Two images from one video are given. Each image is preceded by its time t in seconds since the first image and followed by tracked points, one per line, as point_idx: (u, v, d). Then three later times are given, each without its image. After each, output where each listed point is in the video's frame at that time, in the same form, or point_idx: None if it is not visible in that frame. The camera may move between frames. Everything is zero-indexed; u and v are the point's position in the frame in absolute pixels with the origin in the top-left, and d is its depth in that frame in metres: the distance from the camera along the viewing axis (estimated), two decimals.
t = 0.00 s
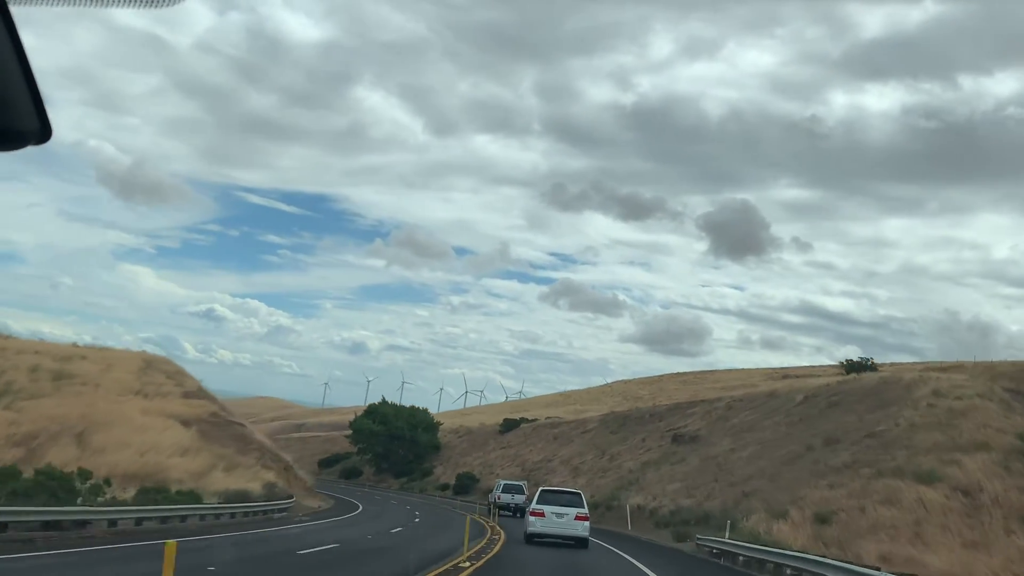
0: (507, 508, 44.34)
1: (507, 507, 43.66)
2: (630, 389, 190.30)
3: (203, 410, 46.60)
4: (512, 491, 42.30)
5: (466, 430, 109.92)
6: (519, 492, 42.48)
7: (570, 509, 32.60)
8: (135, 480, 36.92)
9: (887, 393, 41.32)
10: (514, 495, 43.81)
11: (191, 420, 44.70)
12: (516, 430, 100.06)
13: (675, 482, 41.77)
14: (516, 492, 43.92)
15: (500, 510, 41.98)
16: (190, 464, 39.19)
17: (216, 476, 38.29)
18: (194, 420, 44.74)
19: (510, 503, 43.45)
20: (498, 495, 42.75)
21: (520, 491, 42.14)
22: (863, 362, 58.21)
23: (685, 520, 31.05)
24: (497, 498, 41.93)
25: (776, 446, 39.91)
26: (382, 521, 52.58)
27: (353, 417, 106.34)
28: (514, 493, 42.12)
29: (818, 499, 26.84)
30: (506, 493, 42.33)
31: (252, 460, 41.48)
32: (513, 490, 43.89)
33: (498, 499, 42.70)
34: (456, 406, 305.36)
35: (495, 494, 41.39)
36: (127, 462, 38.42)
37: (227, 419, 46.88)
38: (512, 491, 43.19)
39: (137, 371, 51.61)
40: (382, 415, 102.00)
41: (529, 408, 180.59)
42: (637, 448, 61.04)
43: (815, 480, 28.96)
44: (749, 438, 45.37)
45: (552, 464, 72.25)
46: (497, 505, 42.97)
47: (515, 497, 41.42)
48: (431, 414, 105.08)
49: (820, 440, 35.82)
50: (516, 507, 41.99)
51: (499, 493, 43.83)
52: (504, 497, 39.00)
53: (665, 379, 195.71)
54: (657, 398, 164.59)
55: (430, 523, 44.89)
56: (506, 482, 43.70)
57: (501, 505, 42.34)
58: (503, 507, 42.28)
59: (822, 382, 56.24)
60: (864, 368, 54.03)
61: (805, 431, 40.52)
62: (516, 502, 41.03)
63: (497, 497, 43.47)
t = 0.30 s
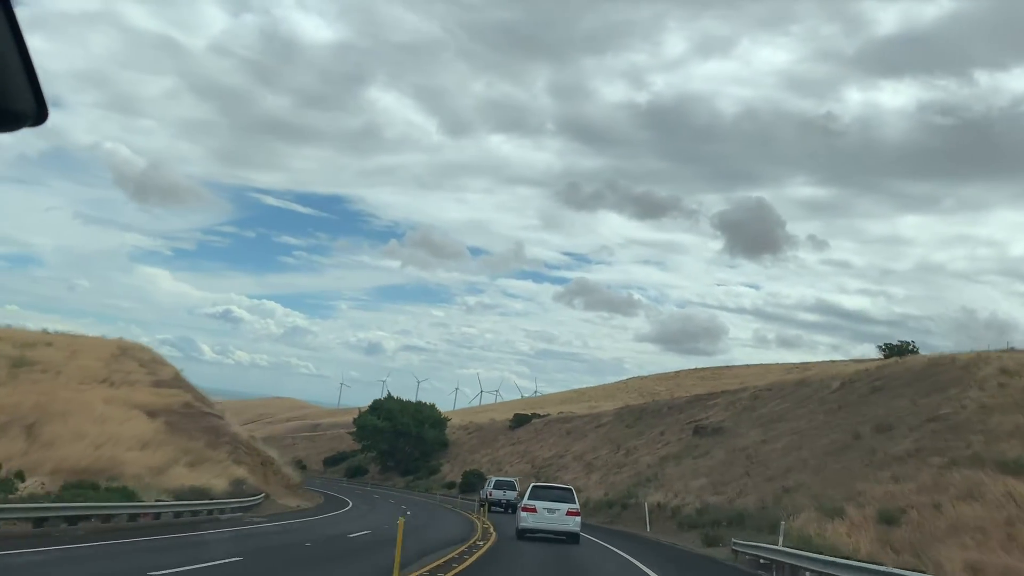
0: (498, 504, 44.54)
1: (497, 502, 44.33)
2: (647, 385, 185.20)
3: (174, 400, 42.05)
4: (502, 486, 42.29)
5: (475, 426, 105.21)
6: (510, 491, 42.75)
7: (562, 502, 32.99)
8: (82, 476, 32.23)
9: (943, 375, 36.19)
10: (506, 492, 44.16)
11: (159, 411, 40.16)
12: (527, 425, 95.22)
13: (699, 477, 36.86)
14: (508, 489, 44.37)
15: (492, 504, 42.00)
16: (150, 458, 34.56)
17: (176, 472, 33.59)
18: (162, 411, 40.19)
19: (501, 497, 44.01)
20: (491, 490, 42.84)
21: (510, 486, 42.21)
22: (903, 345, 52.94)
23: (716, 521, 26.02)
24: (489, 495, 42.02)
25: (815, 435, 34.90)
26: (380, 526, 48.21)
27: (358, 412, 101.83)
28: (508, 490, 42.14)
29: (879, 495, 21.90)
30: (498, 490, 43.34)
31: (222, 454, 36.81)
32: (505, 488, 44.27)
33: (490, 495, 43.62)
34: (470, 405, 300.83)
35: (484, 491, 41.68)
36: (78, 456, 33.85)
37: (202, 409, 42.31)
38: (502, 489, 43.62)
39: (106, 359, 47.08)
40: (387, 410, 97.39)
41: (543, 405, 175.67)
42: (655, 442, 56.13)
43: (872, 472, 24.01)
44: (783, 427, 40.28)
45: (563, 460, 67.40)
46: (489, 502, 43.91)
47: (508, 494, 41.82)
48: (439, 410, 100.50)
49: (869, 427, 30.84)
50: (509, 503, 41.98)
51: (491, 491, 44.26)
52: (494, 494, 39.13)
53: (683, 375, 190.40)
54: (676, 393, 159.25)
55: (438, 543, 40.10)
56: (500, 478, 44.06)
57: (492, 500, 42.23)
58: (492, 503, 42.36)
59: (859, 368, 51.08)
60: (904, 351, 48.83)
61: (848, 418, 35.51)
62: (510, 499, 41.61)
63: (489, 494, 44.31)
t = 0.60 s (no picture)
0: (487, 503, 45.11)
1: (485, 500, 45.00)
2: (663, 381, 180.03)
3: (135, 389, 37.52)
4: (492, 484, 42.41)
5: (483, 423, 100.45)
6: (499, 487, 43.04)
7: (551, 499, 33.43)
8: (8, 472, 27.62)
9: (1011, 352, 31.12)
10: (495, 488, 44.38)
11: (114, 400, 35.56)
12: (537, 421, 90.35)
13: (728, 471, 31.96)
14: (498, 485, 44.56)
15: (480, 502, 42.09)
16: (93, 453, 29.83)
17: (121, 469, 28.90)
18: (118, 400, 35.70)
19: (490, 495, 44.74)
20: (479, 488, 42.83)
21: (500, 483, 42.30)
22: (948, 326, 47.64)
23: (758, 524, 21.04)
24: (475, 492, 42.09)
25: (864, 422, 29.91)
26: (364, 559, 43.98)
27: (359, 409, 97.23)
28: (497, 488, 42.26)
29: (974, 491, 16.98)
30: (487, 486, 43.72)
31: (178, 448, 32.03)
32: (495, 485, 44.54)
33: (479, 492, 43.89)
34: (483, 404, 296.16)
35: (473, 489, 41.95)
36: (6, 450, 29.19)
37: (166, 399, 37.79)
38: (492, 485, 44.12)
39: (66, 346, 42.59)
40: (390, 407, 92.78)
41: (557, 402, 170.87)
42: (673, 435, 51.23)
43: (956, 464, 19.07)
44: (822, 416, 35.27)
45: (574, 457, 62.55)
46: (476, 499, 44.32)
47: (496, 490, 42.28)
48: (445, 406, 95.81)
49: (934, 410, 25.89)
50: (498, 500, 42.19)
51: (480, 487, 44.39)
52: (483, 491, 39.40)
53: (701, 370, 185.07)
54: (693, 389, 153.72)
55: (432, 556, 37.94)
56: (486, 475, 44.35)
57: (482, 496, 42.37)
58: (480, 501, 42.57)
59: (900, 350, 45.94)
60: (954, 330, 43.65)
61: (902, 402, 30.50)
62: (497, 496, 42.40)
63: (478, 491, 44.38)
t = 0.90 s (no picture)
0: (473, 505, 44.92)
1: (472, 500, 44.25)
2: (678, 378, 174.79)
3: (82, 376, 32.78)
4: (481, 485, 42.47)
5: (490, 420, 95.66)
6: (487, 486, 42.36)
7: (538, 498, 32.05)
8: None
9: None
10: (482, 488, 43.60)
11: (54, 388, 30.80)
12: (546, 418, 85.50)
13: (765, 466, 27.12)
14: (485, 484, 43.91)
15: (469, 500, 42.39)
16: (13, 447, 25.06)
17: (42, 465, 24.22)
18: (59, 387, 30.98)
19: (476, 495, 43.99)
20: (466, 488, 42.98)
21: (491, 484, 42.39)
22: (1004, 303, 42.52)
23: (823, 534, 16.06)
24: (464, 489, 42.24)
25: (931, 405, 25.01)
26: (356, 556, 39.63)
27: (359, 407, 92.49)
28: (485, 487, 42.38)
29: None
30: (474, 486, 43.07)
31: (119, 442, 27.27)
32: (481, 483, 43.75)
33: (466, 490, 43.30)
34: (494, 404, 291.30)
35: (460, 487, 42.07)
36: None
37: (118, 388, 33.16)
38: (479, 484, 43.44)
39: (15, 330, 37.90)
40: (392, 403, 88.06)
41: (569, 400, 165.89)
42: (695, 429, 46.36)
43: None
44: (874, 401, 30.24)
45: (585, 454, 57.71)
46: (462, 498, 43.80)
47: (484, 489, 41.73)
48: (449, 403, 91.02)
49: None
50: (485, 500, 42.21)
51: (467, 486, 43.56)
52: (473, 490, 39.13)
53: (717, 367, 179.80)
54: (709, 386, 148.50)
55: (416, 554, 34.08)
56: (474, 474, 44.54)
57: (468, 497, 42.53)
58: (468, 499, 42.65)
59: (951, 331, 40.90)
60: (1013, 307, 38.64)
61: (975, 383, 25.59)
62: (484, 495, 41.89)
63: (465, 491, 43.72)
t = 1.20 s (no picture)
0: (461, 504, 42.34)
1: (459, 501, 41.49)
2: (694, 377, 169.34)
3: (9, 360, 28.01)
4: (468, 483, 40.24)
5: (497, 419, 90.65)
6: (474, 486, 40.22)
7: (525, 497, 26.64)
8: None
9: None
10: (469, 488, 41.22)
11: None
12: (556, 416, 80.46)
13: (821, 461, 22.16)
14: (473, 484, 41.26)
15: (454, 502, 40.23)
16: None
17: None
18: None
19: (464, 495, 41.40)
20: (452, 487, 40.81)
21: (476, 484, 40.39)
22: None
23: (946, 554, 11.13)
24: (449, 490, 40.20)
25: None
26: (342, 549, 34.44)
27: (359, 405, 87.81)
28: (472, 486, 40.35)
29: None
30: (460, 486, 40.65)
31: (28, 437, 22.47)
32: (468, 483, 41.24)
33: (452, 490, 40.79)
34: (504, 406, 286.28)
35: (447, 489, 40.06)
36: None
37: (51, 373, 28.35)
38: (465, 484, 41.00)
39: None
40: (392, 400, 83.20)
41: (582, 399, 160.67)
42: (722, 423, 41.35)
43: None
44: (947, 384, 25.19)
45: (598, 452, 52.71)
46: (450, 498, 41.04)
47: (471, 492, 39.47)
48: (454, 400, 86.26)
49: None
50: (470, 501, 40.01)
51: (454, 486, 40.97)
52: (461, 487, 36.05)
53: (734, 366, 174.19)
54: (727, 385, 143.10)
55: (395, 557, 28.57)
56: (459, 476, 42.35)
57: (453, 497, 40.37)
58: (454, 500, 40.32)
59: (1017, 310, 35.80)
60: None
61: None
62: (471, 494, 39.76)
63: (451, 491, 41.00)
